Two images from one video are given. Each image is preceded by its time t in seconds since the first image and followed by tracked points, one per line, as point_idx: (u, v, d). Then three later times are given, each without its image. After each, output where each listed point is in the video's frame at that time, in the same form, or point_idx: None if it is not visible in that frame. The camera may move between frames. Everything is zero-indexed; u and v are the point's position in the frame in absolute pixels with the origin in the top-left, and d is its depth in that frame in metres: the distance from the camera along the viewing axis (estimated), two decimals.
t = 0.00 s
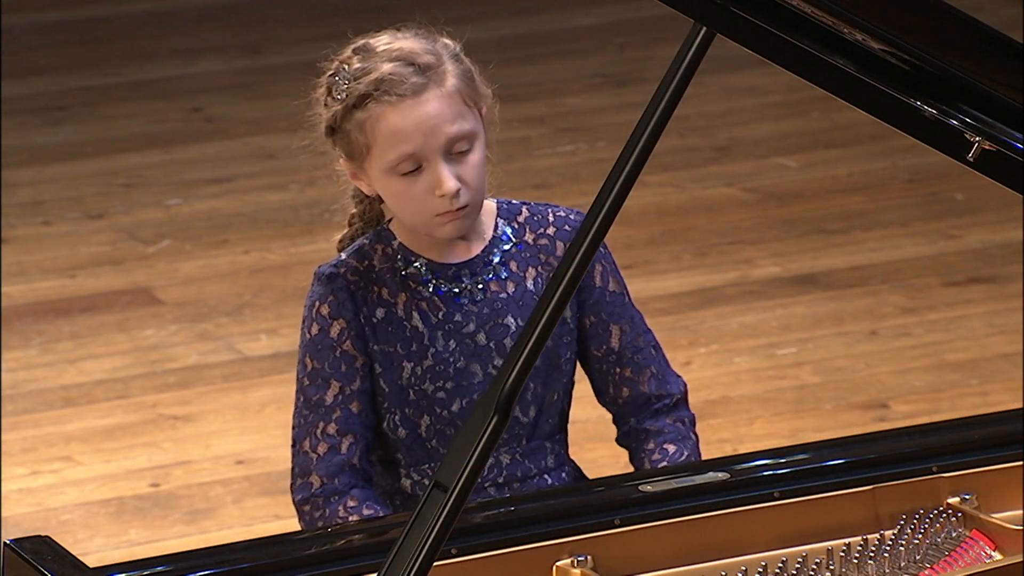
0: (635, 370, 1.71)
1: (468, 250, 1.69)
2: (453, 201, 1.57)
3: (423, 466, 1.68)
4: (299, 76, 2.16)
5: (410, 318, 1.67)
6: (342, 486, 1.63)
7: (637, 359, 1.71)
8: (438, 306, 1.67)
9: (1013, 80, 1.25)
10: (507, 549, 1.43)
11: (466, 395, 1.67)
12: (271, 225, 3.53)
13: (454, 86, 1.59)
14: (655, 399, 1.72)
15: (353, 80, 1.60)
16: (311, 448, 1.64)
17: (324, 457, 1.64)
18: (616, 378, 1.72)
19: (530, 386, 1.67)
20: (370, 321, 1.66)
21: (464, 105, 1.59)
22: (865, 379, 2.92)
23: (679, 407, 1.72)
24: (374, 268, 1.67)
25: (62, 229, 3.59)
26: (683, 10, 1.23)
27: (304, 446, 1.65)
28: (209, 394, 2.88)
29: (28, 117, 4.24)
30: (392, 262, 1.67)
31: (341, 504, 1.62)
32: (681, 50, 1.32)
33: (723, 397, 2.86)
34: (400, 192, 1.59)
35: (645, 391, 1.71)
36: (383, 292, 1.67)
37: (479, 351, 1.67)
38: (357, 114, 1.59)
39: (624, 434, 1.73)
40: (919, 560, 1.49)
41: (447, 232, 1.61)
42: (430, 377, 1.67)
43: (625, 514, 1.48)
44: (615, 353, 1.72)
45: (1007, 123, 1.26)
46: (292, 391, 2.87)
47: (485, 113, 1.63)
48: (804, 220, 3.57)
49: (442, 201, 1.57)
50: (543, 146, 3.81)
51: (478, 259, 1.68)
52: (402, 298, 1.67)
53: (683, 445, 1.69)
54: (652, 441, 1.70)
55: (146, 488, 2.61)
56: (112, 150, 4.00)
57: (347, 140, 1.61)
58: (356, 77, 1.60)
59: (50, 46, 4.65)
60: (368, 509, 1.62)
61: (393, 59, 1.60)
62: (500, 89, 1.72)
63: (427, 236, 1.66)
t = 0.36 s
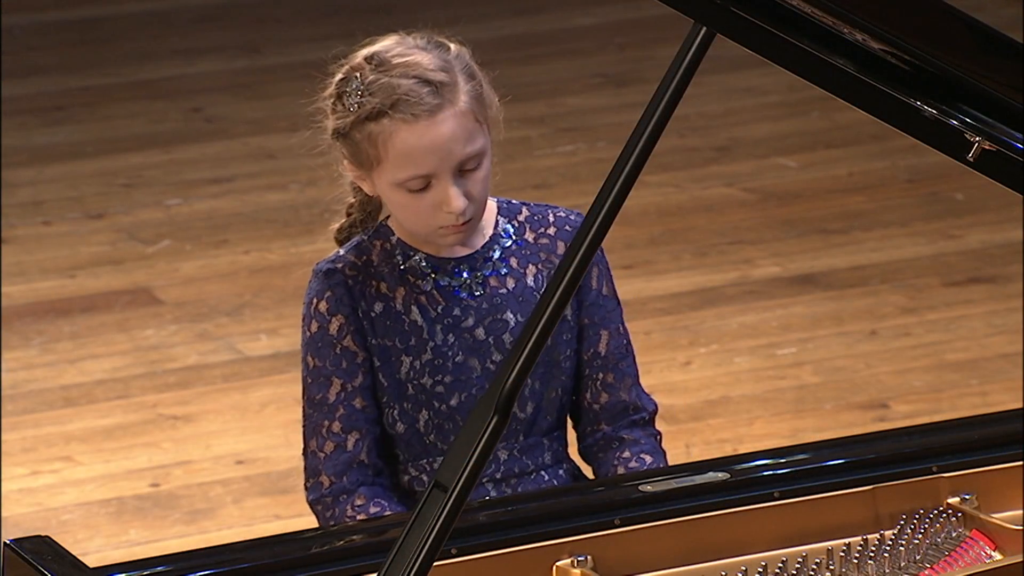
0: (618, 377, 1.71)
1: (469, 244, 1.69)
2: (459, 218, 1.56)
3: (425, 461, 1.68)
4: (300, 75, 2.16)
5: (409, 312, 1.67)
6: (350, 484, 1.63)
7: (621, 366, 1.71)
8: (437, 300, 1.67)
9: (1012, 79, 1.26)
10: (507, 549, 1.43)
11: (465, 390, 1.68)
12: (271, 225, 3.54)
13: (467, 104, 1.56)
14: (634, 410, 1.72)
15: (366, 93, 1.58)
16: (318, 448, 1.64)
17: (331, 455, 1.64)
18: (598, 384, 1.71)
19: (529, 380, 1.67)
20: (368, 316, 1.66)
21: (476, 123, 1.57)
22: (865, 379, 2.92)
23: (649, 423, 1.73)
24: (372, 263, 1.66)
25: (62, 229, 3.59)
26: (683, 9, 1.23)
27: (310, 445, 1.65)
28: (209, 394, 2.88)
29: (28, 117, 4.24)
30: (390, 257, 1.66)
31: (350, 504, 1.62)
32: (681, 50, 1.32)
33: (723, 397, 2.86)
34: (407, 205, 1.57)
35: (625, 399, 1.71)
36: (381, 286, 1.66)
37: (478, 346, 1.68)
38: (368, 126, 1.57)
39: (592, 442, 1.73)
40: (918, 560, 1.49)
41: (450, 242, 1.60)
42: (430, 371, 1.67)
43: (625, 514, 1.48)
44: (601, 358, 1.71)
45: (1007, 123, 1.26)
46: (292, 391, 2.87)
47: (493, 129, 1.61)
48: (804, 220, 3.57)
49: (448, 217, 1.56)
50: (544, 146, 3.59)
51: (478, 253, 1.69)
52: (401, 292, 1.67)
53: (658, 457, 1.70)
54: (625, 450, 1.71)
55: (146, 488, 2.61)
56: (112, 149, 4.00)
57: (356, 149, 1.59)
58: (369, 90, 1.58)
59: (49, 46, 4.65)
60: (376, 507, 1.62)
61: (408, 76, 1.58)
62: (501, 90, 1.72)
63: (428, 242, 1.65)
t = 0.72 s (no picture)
0: (629, 376, 1.71)
1: (481, 239, 1.69)
2: (471, 214, 1.55)
3: (430, 456, 1.69)
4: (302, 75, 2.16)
5: (418, 306, 1.67)
6: (352, 480, 1.64)
7: (631, 365, 1.71)
8: (447, 295, 1.68)
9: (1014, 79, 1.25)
10: (508, 549, 1.43)
11: (472, 385, 1.68)
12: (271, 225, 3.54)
13: (479, 102, 1.57)
14: (644, 410, 1.72)
15: (379, 91, 1.59)
16: (321, 441, 1.65)
17: (333, 449, 1.64)
18: (608, 383, 1.72)
19: (536, 377, 1.68)
20: (377, 308, 1.67)
21: (488, 121, 1.57)
22: (865, 379, 2.92)
23: (660, 424, 1.73)
24: (383, 256, 1.67)
25: (62, 229, 3.59)
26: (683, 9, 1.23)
27: (314, 438, 1.66)
28: (209, 394, 2.88)
29: (28, 117, 4.24)
30: (400, 251, 1.67)
31: (351, 500, 1.63)
32: (682, 50, 1.32)
33: (723, 397, 2.86)
34: (419, 202, 1.57)
35: (636, 399, 1.71)
36: (391, 279, 1.67)
37: (487, 342, 1.68)
38: (380, 124, 1.58)
39: (603, 441, 1.73)
40: (918, 560, 1.49)
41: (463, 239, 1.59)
42: (437, 366, 1.67)
43: (625, 514, 1.48)
44: (611, 357, 1.71)
45: (1007, 123, 1.26)
46: (292, 391, 2.87)
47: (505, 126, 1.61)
48: (804, 220, 3.57)
49: (460, 213, 1.55)
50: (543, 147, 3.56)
51: (489, 249, 1.69)
52: (410, 286, 1.67)
53: (667, 459, 1.70)
54: (634, 451, 1.70)
55: (146, 488, 2.61)
56: (112, 150, 4.00)
57: (370, 146, 1.60)
58: (382, 89, 1.58)
59: (49, 46, 4.65)
60: (377, 505, 1.62)
61: (420, 74, 1.58)
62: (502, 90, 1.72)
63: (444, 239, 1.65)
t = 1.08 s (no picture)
0: (640, 380, 1.72)
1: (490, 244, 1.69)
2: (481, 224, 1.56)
3: (437, 458, 1.69)
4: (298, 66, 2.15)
5: (427, 309, 1.67)
6: (359, 479, 1.64)
7: (643, 369, 1.72)
8: (456, 298, 1.68)
9: (1011, 79, 1.26)
10: (507, 549, 1.43)
11: (480, 389, 1.69)
12: (271, 225, 3.54)
13: (490, 111, 1.56)
14: (657, 410, 1.72)
15: (389, 100, 1.58)
16: (329, 440, 1.65)
17: (341, 448, 1.64)
18: (621, 388, 1.72)
19: (543, 383, 1.68)
20: (387, 310, 1.67)
21: (499, 130, 1.57)
22: (865, 379, 2.92)
23: (675, 421, 1.73)
24: (392, 258, 1.67)
25: (62, 229, 3.59)
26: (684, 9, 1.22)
27: (322, 437, 1.66)
28: (209, 394, 2.88)
29: (28, 117, 4.24)
30: (410, 254, 1.67)
31: (358, 499, 1.63)
32: (682, 49, 1.32)
33: (723, 397, 2.86)
34: (429, 210, 1.57)
35: (649, 400, 1.72)
36: (400, 282, 1.67)
37: (495, 346, 1.69)
38: (391, 132, 1.58)
39: (618, 442, 1.73)
40: (918, 560, 1.49)
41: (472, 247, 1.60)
42: (446, 369, 1.68)
43: (625, 514, 1.48)
44: (623, 361, 1.72)
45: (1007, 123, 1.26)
46: (292, 391, 2.87)
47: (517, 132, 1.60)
48: (804, 220, 3.57)
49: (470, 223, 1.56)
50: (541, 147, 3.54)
51: (499, 253, 1.69)
52: (420, 289, 1.67)
53: (683, 455, 1.70)
54: (649, 449, 1.71)
55: (146, 488, 2.61)
56: (112, 150, 4.00)
57: (380, 154, 1.60)
58: (393, 97, 1.58)
59: (49, 46, 4.65)
60: (384, 502, 1.62)
61: (430, 83, 1.58)
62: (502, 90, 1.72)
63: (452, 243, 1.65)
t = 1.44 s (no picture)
0: (662, 381, 1.73)
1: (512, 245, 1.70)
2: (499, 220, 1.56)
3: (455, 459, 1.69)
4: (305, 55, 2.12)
5: (450, 309, 1.68)
6: (375, 479, 1.63)
7: (665, 370, 1.73)
8: (479, 298, 1.69)
9: (1009, 80, 1.26)
10: (507, 549, 1.43)
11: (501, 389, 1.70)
12: (271, 225, 3.54)
13: (518, 108, 1.57)
14: (679, 409, 1.73)
15: (419, 87, 1.60)
16: (347, 440, 1.65)
17: (359, 449, 1.64)
18: (643, 388, 1.73)
19: (563, 385, 1.69)
20: (409, 310, 1.67)
21: (526, 128, 1.58)
22: (865, 379, 2.92)
23: (696, 419, 1.74)
24: (416, 257, 1.68)
25: (62, 229, 3.59)
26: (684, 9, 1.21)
27: (339, 437, 1.65)
28: (209, 394, 2.88)
29: (28, 117, 4.24)
30: (434, 253, 1.68)
31: (374, 499, 1.62)
32: (682, 49, 1.32)
33: (722, 398, 2.86)
34: (448, 201, 1.58)
35: (671, 401, 1.73)
36: (423, 281, 1.68)
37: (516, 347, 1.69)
38: (417, 121, 1.59)
39: (641, 441, 1.74)
40: (918, 560, 1.49)
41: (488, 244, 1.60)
42: (467, 368, 1.68)
43: (625, 514, 1.48)
44: (645, 362, 1.73)
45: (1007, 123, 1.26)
46: (291, 391, 2.87)
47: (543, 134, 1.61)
48: (804, 220, 3.57)
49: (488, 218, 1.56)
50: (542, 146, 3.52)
51: (522, 254, 1.70)
52: (443, 289, 1.68)
53: (706, 451, 1.72)
54: (674, 446, 1.72)
55: (146, 488, 2.61)
56: (112, 150, 4.00)
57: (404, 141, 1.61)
58: (423, 84, 1.59)
59: (48, 46, 4.65)
60: (400, 503, 1.61)
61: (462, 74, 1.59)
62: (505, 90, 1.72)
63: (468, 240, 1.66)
